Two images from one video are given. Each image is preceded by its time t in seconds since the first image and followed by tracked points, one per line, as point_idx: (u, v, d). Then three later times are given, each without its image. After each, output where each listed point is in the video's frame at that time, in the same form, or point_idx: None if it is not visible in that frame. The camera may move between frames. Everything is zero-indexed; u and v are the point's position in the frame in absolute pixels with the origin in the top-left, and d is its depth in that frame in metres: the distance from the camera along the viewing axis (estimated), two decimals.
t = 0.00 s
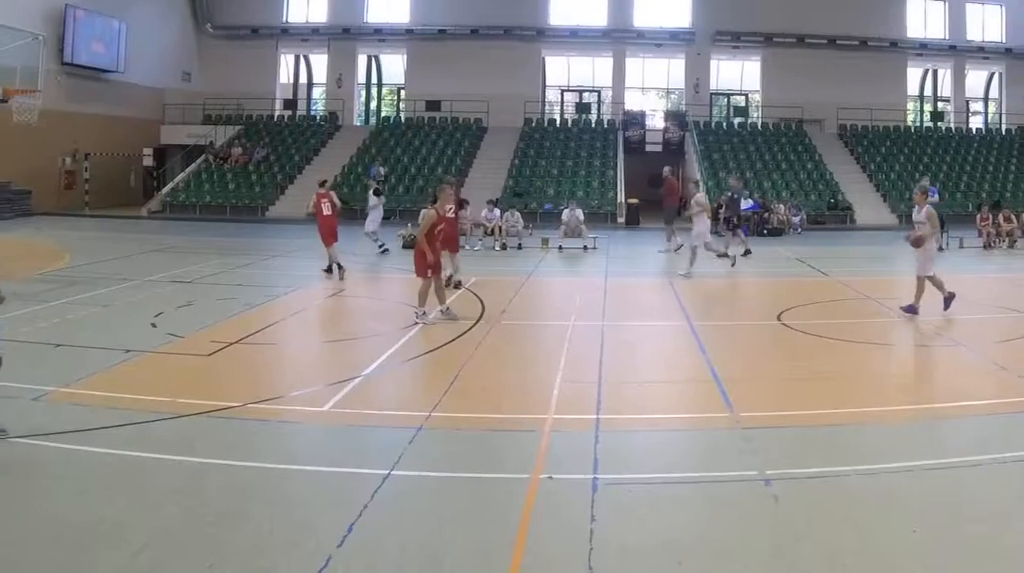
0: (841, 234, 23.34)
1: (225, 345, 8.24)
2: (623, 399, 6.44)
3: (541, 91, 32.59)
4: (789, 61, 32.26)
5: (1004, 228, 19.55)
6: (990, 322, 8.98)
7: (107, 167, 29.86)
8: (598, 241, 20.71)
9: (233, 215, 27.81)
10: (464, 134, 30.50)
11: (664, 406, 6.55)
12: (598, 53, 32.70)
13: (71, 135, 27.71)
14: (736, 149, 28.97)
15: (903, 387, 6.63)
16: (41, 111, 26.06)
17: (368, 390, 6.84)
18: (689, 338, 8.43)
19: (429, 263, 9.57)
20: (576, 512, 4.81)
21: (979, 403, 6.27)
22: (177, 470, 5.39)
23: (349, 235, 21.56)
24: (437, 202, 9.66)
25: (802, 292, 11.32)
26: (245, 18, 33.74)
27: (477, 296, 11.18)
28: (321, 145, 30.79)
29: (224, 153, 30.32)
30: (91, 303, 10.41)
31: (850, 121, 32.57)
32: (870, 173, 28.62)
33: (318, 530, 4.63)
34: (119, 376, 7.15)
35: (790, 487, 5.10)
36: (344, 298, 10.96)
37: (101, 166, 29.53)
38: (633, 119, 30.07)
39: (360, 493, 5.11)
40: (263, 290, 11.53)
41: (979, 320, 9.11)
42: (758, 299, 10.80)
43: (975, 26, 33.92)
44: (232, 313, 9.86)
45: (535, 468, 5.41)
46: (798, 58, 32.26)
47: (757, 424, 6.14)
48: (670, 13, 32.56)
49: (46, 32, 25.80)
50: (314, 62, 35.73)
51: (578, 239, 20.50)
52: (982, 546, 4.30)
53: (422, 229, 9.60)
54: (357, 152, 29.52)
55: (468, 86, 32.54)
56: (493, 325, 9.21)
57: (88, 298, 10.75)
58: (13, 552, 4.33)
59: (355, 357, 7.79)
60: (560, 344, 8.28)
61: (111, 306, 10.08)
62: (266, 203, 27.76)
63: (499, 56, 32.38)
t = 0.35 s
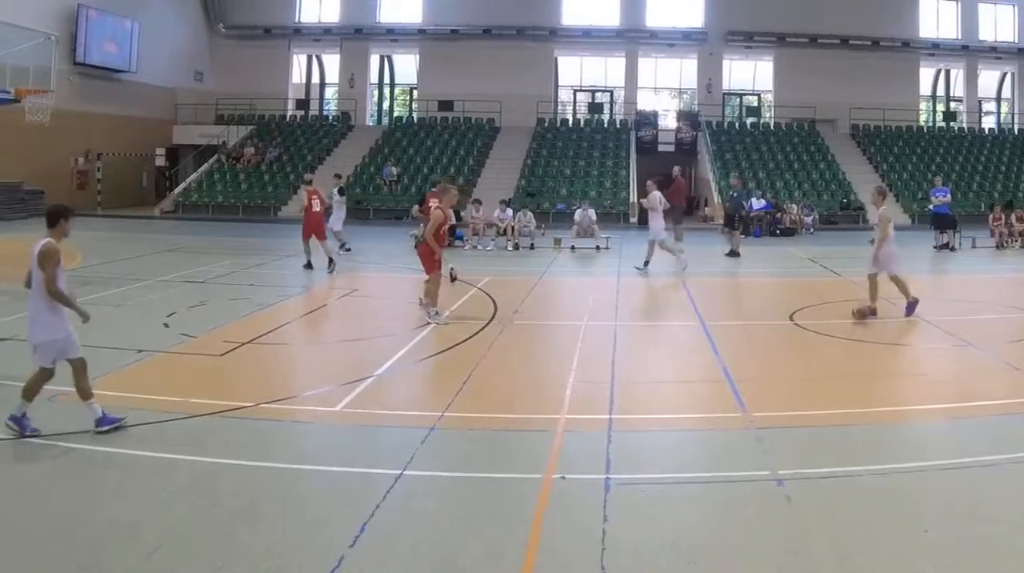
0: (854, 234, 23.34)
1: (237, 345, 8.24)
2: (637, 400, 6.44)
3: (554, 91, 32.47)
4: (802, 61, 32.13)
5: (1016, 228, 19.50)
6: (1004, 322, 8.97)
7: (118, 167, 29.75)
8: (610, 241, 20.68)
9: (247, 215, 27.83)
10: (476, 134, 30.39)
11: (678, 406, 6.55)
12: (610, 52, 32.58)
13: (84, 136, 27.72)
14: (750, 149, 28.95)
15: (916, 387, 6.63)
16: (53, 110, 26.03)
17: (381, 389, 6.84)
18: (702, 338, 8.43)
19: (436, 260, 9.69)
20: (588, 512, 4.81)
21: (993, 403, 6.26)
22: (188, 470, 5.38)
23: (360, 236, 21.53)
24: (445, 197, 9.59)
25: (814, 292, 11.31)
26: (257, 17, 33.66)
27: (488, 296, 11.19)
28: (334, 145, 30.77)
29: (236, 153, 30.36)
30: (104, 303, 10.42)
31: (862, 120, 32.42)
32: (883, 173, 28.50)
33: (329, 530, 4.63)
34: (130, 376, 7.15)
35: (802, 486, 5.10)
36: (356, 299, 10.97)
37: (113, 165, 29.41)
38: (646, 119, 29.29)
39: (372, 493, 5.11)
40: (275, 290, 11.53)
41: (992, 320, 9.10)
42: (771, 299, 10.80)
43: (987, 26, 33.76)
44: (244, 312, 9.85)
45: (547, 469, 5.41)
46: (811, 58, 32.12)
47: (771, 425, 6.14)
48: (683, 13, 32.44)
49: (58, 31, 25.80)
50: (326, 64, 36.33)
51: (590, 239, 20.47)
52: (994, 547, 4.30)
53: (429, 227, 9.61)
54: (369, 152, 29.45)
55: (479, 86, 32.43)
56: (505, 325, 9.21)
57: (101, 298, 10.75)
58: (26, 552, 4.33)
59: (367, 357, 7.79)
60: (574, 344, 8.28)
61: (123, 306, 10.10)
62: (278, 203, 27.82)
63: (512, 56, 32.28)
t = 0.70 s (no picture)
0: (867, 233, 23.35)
1: (252, 344, 8.25)
2: (651, 400, 6.44)
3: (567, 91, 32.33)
4: (817, 61, 31.90)
5: None
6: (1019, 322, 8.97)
7: (132, 167, 29.72)
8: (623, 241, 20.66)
9: (260, 215, 27.77)
10: (489, 133, 30.38)
11: (694, 405, 6.55)
12: (624, 52, 32.40)
13: (97, 136, 27.72)
14: (763, 149, 28.89)
15: (929, 387, 6.63)
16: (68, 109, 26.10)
17: (396, 390, 6.85)
18: (717, 338, 8.43)
19: (437, 259, 9.67)
20: (602, 511, 4.82)
21: (1008, 404, 6.26)
22: (202, 470, 5.39)
23: (371, 235, 21.51)
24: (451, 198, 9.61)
25: (827, 291, 11.32)
26: (271, 18, 33.61)
27: (501, 296, 11.20)
28: (347, 145, 30.78)
29: (249, 154, 30.29)
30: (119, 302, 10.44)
31: (877, 120, 32.21)
32: (896, 174, 28.42)
33: (343, 531, 4.63)
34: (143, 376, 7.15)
35: (815, 486, 5.10)
36: (367, 298, 10.97)
37: (127, 166, 29.39)
38: (660, 119, 29.92)
39: (386, 493, 5.11)
40: (287, 290, 11.54)
41: (1006, 320, 9.09)
42: (784, 299, 10.80)
43: (1001, 26, 33.50)
44: (257, 312, 9.86)
45: (561, 468, 5.40)
46: (826, 58, 31.87)
47: (785, 425, 6.15)
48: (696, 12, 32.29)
49: (73, 32, 25.85)
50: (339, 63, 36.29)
51: (604, 239, 20.44)
52: (1009, 547, 4.29)
53: (431, 226, 9.56)
54: (383, 152, 29.53)
55: (492, 86, 32.32)
56: (519, 325, 9.22)
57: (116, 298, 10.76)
58: (43, 551, 4.34)
59: (382, 357, 7.79)
60: (588, 344, 8.29)
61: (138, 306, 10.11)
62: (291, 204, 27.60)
63: (527, 56, 32.15)
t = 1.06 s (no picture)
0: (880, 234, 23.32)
1: (265, 344, 8.25)
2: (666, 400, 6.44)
3: (582, 91, 32.22)
4: (832, 62, 31.74)
5: None
6: None
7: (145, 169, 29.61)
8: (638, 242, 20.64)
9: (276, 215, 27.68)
10: (503, 134, 30.27)
11: (708, 405, 6.56)
12: (638, 52, 32.29)
13: (110, 136, 27.68)
14: (777, 150, 28.84)
15: (942, 387, 6.63)
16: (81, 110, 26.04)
17: (408, 389, 6.85)
18: (730, 338, 8.43)
19: (441, 259, 9.58)
20: (615, 511, 4.82)
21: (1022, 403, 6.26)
22: (217, 469, 5.39)
23: (381, 235, 21.48)
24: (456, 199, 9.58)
25: (842, 292, 11.31)
26: (285, 17, 33.50)
27: (514, 296, 11.20)
28: (361, 145, 30.68)
29: (263, 154, 30.22)
30: (132, 302, 10.45)
31: (891, 120, 32.09)
32: (909, 174, 28.37)
33: (357, 531, 4.63)
34: (157, 375, 7.16)
35: (829, 486, 5.10)
36: (378, 298, 10.98)
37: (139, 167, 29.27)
38: (673, 119, 29.43)
39: (400, 493, 5.11)
40: (298, 290, 11.54)
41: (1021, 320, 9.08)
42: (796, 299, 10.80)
43: (1017, 25, 33.28)
44: (269, 312, 9.87)
45: (574, 469, 5.41)
46: (840, 58, 31.69)
47: (798, 425, 6.15)
48: (712, 13, 32.13)
49: (85, 32, 25.88)
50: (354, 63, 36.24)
51: (617, 239, 20.41)
52: None
53: (435, 226, 9.49)
54: (398, 151, 29.58)
55: (506, 86, 32.26)
56: (531, 325, 9.22)
57: (130, 298, 10.77)
58: (58, 550, 4.34)
59: (394, 358, 7.79)
60: (602, 345, 8.29)
61: (152, 305, 10.11)
62: (305, 204, 27.57)
63: (543, 56, 32.04)
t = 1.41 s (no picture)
0: (893, 234, 23.24)
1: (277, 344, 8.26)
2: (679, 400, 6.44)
3: (594, 91, 32.18)
4: (844, 62, 31.70)
5: None
6: None
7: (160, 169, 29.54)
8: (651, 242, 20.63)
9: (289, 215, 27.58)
10: (515, 133, 30.26)
11: (722, 405, 6.55)
12: (650, 52, 32.27)
13: (123, 135, 27.55)
14: (790, 150, 28.78)
15: (956, 388, 6.63)
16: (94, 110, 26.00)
17: (420, 389, 6.85)
18: (743, 338, 8.43)
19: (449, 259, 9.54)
20: (628, 512, 4.81)
21: None
22: (230, 469, 5.39)
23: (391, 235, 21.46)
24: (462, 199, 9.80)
25: (854, 292, 11.29)
26: (298, 17, 33.58)
27: (527, 296, 11.21)
28: (374, 145, 30.63)
29: (276, 153, 30.23)
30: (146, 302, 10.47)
31: (903, 120, 32.00)
32: (922, 174, 28.26)
33: (371, 532, 4.63)
34: (169, 376, 7.16)
35: (841, 486, 5.10)
36: (390, 298, 10.99)
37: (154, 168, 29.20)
38: (686, 119, 29.24)
39: (413, 494, 5.11)
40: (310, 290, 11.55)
41: None
42: (809, 299, 10.80)
43: None
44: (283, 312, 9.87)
45: (586, 469, 5.40)
46: (853, 58, 31.63)
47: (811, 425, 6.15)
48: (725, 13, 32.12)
49: (98, 32, 25.91)
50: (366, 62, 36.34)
51: (630, 240, 20.41)
52: None
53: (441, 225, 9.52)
54: (411, 151, 29.55)
55: (520, 86, 32.24)
56: (543, 325, 9.22)
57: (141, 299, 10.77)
58: (71, 550, 4.34)
59: (406, 358, 7.79)
60: (615, 345, 8.28)
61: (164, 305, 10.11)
62: (319, 203, 27.58)
63: (556, 56, 32.04)
